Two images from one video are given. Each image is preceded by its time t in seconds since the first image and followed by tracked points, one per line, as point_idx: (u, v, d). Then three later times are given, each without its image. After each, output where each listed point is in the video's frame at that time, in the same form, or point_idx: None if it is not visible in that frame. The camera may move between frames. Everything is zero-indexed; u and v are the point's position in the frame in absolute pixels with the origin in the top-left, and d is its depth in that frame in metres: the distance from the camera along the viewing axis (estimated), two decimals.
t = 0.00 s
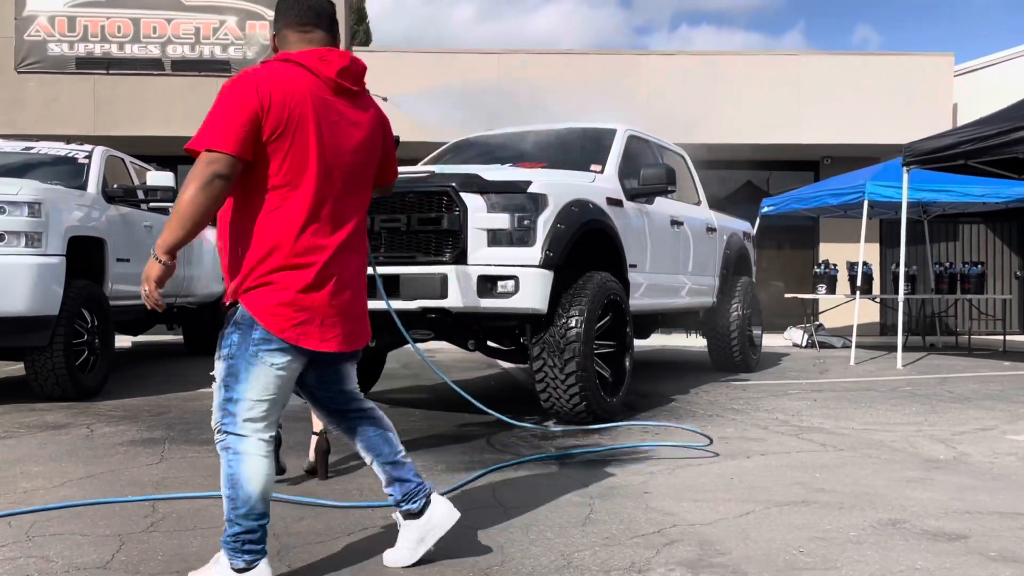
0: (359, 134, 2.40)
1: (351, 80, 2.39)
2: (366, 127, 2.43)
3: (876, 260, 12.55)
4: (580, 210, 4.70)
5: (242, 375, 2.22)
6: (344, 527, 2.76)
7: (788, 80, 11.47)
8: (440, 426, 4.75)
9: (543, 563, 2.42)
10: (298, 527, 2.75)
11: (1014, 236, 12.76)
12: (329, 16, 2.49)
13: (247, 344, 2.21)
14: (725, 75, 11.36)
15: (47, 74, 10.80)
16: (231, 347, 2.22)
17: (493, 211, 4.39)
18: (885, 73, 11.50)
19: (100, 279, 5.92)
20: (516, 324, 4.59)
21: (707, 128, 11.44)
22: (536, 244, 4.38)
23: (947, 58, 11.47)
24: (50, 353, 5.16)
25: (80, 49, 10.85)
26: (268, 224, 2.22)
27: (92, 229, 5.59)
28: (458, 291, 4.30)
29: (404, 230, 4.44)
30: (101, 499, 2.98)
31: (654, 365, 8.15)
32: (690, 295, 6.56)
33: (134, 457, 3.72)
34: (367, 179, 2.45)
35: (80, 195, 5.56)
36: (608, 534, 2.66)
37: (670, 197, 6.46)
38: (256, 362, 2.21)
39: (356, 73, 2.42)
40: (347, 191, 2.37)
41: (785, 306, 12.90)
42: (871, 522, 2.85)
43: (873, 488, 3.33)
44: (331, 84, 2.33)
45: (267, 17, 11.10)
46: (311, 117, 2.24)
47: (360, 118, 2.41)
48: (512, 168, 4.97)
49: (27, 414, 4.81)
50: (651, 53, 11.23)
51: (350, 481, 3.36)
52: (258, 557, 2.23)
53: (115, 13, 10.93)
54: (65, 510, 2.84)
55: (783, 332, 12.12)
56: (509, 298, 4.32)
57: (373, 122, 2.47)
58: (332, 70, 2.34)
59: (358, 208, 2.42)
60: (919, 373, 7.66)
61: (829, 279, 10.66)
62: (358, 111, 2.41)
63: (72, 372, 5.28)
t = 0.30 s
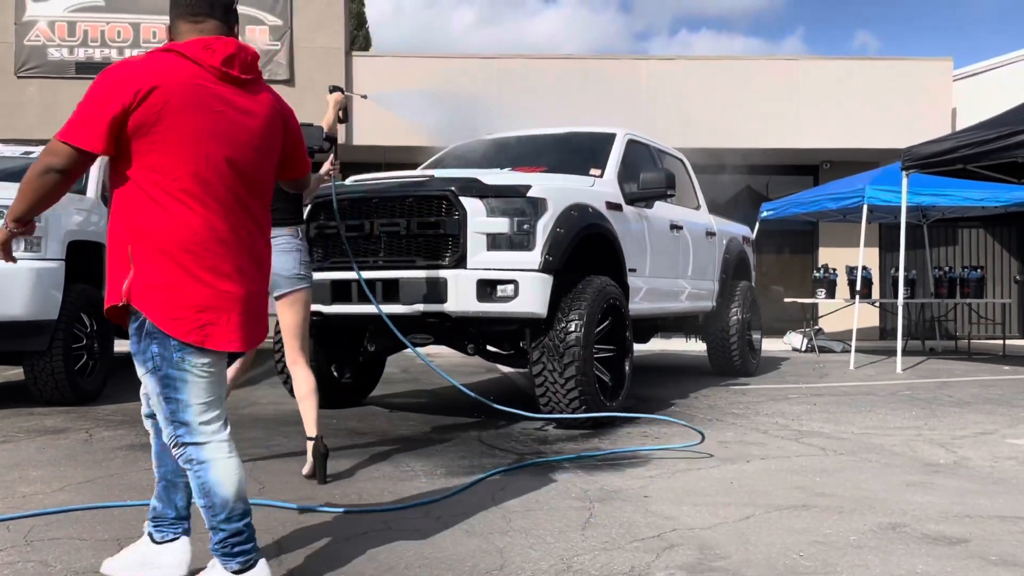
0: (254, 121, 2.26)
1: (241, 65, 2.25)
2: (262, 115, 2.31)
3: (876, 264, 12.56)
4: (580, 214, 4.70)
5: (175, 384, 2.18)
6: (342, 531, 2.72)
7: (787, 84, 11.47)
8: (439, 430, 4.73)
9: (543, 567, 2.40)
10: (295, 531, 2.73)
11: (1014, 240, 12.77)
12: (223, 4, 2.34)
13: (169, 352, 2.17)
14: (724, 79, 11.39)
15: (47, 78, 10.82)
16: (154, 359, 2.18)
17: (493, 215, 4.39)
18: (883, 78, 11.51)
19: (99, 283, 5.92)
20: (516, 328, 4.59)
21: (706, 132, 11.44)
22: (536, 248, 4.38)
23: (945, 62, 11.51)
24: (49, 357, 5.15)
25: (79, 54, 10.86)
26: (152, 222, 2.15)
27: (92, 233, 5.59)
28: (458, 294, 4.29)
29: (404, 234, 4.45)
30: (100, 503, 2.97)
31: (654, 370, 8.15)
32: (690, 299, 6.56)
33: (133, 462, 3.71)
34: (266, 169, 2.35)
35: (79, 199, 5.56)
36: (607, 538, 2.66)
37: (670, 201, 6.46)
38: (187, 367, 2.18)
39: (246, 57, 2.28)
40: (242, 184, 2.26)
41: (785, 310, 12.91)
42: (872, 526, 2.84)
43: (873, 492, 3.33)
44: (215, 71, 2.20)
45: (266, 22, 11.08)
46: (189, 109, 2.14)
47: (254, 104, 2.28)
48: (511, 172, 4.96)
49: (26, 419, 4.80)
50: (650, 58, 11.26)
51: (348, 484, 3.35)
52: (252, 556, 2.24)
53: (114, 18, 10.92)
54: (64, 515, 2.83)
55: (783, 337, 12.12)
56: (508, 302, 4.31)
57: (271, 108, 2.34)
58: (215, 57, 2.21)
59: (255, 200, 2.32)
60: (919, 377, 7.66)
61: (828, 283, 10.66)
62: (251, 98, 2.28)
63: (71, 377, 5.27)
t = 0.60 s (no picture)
0: (144, 132, 2.14)
1: (130, 74, 2.14)
2: (159, 124, 2.17)
3: (876, 266, 12.57)
4: (580, 217, 4.71)
5: (50, 404, 2.09)
6: (342, 534, 2.70)
7: (786, 87, 11.48)
8: (439, 433, 4.74)
9: (543, 570, 2.40)
10: (295, 535, 2.70)
11: (1013, 242, 12.78)
12: (120, 11, 2.22)
13: (45, 369, 2.08)
14: (723, 82, 11.41)
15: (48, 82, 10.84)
16: (29, 377, 2.10)
17: (492, 218, 4.40)
18: (882, 80, 11.53)
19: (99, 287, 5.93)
20: (515, 331, 4.58)
21: (706, 135, 11.45)
22: (536, 251, 4.38)
23: (944, 65, 11.52)
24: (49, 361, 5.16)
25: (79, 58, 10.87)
26: (35, 237, 2.06)
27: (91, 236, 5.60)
28: (457, 297, 4.29)
29: (403, 238, 4.46)
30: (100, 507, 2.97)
31: (653, 372, 8.15)
32: (690, 302, 6.57)
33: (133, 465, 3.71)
34: (163, 183, 2.21)
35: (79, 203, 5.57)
36: (607, 542, 2.66)
37: (669, 204, 6.47)
38: (61, 384, 2.09)
39: (137, 67, 2.16)
40: (133, 196, 2.14)
41: (785, 312, 12.91)
42: (872, 529, 2.84)
43: (873, 495, 3.33)
44: (100, 83, 2.10)
45: (266, 25, 11.08)
46: (67, 121, 2.03)
47: (146, 115, 2.15)
48: (510, 175, 4.98)
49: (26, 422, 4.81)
50: (649, 61, 11.28)
51: (347, 487, 3.34)
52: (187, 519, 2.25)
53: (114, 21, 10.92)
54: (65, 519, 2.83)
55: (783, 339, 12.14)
56: (508, 305, 4.29)
57: (170, 118, 2.20)
58: (101, 68, 2.11)
59: (151, 213, 2.20)
60: (919, 380, 7.66)
61: (828, 285, 10.67)
62: (142, 107, 2.15)
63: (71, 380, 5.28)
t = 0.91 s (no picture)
0: (21, 129, 2.18)
1: (7, 71, 2.19)
2: (39, 120, 2.20)
3: (876, 267, 12.57)
4: (580, 218, 4.71)
5: None
6: (345, 536, 2.67)
7: (786, 88, 11.48)
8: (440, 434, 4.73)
9: (543, 572, 2.40)
10: (296, 537, 2.66)
11: (1013, 242, 12.78)
12: (10, 9, 2.28)
13: None
14: (722, 84, 11.42)
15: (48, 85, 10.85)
16: None
17: (493, 220, 4.40)
18: (882, 81, 11.53)
19: (100, 289, 5.93)
20: (516, 333, 4.58)
21: (706, 136, 11.44)
22: (536, 252, 4.39)
23: (943, 65, 11.53)
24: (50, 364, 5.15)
25: (80, 60, 10.88)
26: None
27: (92, 239, 5.61)
28: (457, 299, 4.29)
29: (403, 240, 4.46)
30: (102, 510, 2.97)
31: (654, 373, 8.16)
32: (690, 303, 6.56)
33: (134, 468, 3.72)
34: (44, 180, 2.23)
35: (80, 206, 5.58)
36: (608, 543, 2.66)
37: (669, 205, 6.47)
38: None
39: (19, 66, 2.22)
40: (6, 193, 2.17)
41: (786, 313, 12.91)
42: (873, 530, 2.84)
43: (873, 496, 3.34)
44: None
45: (267, 28, 11.10)
46: None
47: (25, 112, 2.19)
48: (509, 177, 4.98)
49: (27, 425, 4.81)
50: (649, 62, 11.30)
51: (348, 489, 3.34)
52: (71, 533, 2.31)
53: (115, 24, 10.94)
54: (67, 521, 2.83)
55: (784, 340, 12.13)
56: (509, 307, 4.30)
57: (49, 114, 2.22)
58: None
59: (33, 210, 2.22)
60: (920, 380, 7.66)
61: (828, 286, 10.66)
62: (23, 106, 2.20)
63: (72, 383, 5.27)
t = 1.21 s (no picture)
0: None
1: None
2: None
3: (877, 267, 12.57)
4: (580, 219, 4.71)
5: None
6: (345, 539, 2.67)
7: (786, 88, 11.48)
8: (441, 435, 4.73)
9: (543, 574, 2.40)
10: (297, 539, 2.66)
11: (1014, 242, 12.77)
12: None
13: None
14: (722, 84, 11.42)
15: (49, 88, 10.87)
16: None
17: (493, 221, 4.41)
18: (882, 81, 11.53)
19: (101, 291, 5.94)
20: (516, 334, 4.58)
21: (706, 137, 11.44)
22: (536, 253, 4.39)
23: (943, 65, 11.53)
24: (51, 366, 5.15)
25: (80, 63, 10.90)
26: None
27: (94, 242, 5.61)
28: (458, 300, 4.30)
29: (403, 242, 4.46)
30: (103, 512, 2.96)
31: (655, 374, 8.16)
32: (691, 304, 6.56)
33: (135, 470, 3.72)
34: None
35: (81, 208, 5.58)
36: (608, 544, 2.66)
37: (669, 205, 6.47)
38: None
39: None
40: None
41: (787, 314, 12.91)
42: (874, 530, 2.84)
43: (873, 496, 3.34)
44: None
45: (267, 30, 11.11)
46: None
47: None
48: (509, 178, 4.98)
49: (29, 428, 4.81)
50: (649, 63, 11.31)
51: (349, 491, 3.33)
52: None
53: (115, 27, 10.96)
54: (67, 524, 2.82)
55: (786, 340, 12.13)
56: (509, 308, 4.30)
57: None
58: None
59: None
60: (921, 380, 7.66)
61: (830, 286, 10.66)
62: None
63: (73, 386, 5.27)
